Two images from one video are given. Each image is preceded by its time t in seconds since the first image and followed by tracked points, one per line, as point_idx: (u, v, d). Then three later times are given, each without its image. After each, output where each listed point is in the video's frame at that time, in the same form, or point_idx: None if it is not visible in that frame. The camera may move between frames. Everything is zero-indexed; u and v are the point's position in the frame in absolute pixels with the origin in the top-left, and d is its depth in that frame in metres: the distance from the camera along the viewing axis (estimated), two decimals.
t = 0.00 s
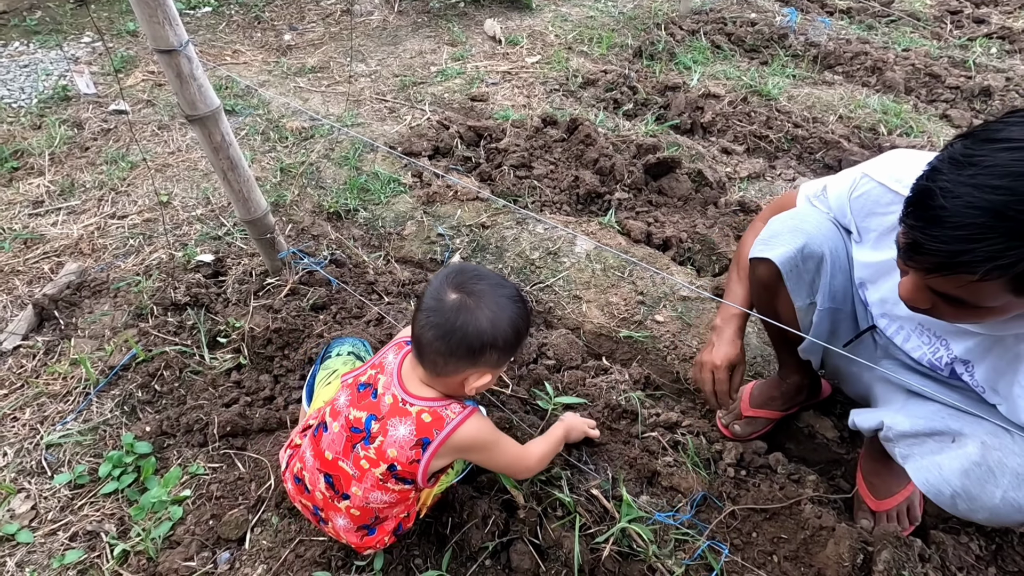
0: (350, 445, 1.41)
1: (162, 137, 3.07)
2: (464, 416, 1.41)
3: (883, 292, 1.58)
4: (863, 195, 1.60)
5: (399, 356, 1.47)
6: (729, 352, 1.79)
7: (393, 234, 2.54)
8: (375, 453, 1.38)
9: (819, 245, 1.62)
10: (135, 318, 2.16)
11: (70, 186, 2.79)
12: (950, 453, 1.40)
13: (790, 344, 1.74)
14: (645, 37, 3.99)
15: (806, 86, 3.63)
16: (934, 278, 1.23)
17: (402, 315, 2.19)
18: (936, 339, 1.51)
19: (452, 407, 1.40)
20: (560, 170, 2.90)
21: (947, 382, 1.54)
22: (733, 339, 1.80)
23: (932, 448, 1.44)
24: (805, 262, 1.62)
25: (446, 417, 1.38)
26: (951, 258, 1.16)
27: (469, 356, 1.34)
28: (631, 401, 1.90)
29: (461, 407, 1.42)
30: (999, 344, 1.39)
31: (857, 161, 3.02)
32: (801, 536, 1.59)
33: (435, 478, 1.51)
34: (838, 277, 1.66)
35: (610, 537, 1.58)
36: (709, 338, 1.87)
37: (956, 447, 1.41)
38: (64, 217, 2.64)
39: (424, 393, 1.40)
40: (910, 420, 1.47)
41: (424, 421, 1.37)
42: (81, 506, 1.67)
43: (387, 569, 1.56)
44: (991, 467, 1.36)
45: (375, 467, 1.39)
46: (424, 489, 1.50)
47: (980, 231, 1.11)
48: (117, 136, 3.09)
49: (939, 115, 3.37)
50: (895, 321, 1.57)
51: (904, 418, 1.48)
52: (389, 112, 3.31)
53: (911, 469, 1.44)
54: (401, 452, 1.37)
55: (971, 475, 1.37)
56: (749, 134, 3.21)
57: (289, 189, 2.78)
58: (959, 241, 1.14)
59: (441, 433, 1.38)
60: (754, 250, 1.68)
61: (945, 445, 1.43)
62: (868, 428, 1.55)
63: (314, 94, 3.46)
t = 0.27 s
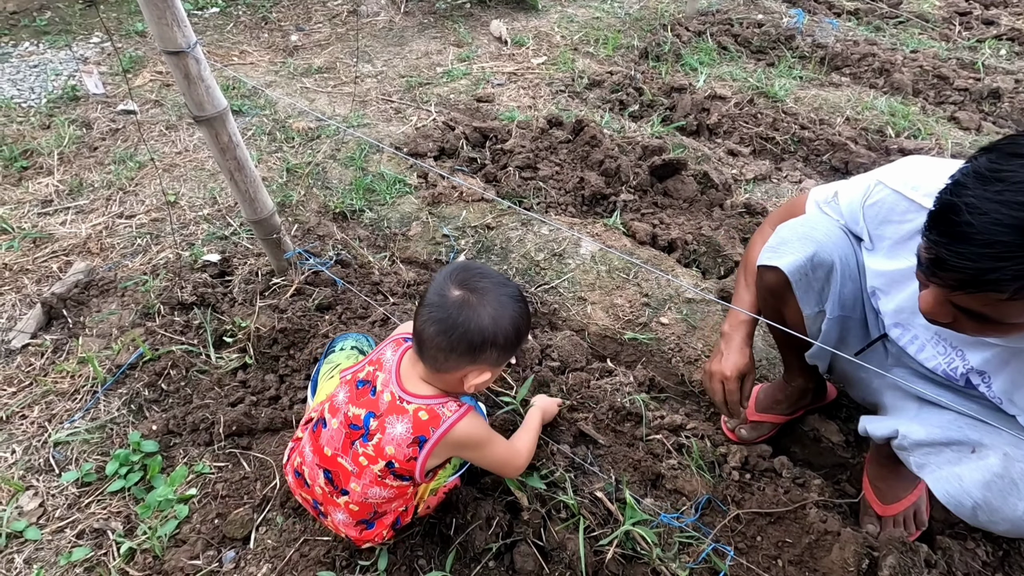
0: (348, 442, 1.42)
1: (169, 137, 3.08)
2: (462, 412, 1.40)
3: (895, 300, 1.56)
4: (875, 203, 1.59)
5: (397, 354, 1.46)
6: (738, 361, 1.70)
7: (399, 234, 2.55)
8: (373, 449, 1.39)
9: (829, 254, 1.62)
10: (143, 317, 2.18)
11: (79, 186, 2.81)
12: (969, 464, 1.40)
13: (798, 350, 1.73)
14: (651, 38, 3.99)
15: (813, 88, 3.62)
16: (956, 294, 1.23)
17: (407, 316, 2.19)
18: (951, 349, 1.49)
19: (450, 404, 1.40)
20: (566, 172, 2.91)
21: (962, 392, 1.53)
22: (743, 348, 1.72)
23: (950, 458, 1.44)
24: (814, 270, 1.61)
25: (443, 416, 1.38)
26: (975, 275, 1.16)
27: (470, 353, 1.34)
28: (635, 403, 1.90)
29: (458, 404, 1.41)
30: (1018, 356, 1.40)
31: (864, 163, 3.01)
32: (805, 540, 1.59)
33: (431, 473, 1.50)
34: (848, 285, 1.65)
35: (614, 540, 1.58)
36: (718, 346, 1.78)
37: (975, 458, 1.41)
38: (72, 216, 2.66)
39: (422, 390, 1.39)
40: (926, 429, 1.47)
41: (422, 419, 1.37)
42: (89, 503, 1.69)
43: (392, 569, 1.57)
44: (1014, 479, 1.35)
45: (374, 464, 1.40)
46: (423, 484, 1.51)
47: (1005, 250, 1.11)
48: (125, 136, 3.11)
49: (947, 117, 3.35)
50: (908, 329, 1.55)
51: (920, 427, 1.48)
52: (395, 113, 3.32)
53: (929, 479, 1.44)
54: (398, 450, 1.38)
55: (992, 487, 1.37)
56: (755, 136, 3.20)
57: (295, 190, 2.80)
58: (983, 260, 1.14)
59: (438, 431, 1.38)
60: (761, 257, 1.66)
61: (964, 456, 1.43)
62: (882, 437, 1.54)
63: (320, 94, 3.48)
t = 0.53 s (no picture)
0: (347, 448, 1.41)
1: (177, 136, 3.09)
2: (459, 419, 1.40)
3: (910, 310, 1.54)
4: (885, 212, 1.56)
5: (391, 358, 1.43)
6: (753, 377, 1.68)
7: (405, 234, 2.54)
8: (372, 454, 1.38)
9: (839, 267, 1.59)
10: (149, 315, 2.18)
11: (87, 184, 2.82)
12: (1000, 473, 1.38)
13: (807, 359, 1.72)
14: (659, 38, 3.97)
15: (822, 88, 3.60)
16: (1001, 308, 1.22)
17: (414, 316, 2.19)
18: (973, 356, 1.47)
19: (447, 411, 1.39)
20: (573, 172, 2.90)
21: (984, 399, 1.51)
22: (755, 362, 1.69)
23: (977, 468, 1.41)
24: (823, 284, 1.60)
25: (441, 422, 1.37)
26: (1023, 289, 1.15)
27: (469, 357, 1.33)
28: (642, 406, 1.89)
29: (456, 410, 1.40)
30: None
31: (873, 165, 2.99)
32: (815, 545, 1.58)
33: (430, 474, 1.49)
34: (858, 296, 1.64)
35: (621, 543, 1.57)
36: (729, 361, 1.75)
37: (1004, 466, 1.39)
38: (81, 214, 2.67)
39: (419, 396, 1.38)
40: (951, 437, 1.44)
41: (420, 424, 1.36)
42: (95, 501, 1.69)
43: (397, 571, 1.57)
44: None
45: (373, 468, 1.39)
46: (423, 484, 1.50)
47: None
48: (134, 134, 3.12)
49: (958, 119, 3.33)
50: (926, 338, 1.54)
51: (944, 435, 1.45)
52: (402, 113, 3.32)
53: (959, 489, 1.41)
54: (397, 455, 1.37)
55: None
56: (764, 137, 3.18)
57: (302, 189, 2.80)
58: None
59: (437, 437, 1.37)
60: (768, 272, 1.65)
61: (992, 464, 1.40)
62: (902, 446, 1.52)
63: (327, 94, 3.48)
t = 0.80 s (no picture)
0: (341, 451, 1.42)
1: (183, 135, 3.10)
2: (453, 423, 1.39)
3: (919, 315, 1.53)
4: (890, 217, 1.55)
5: (385, 363, 1.44)
6: (757, 385, 1.66)
7: (409, 234, 2.54)
8: (365, 458, 1.38)
9: (843, 274, 1.59)
10: (154, 313, 2.18)
11: (93, 182, 2.83)
12: (1016, 478, 1.37)
13: (812, 364, 1.72)
14: (665, 38, 3.95)
15: (829, 89, 3.58)
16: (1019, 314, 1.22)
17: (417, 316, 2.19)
18: (985, 361, 1.45)
19: (440, 416, 1.38)
20: (578, 172, 2.89)
21: (996, 404, 1.49)
22: (759, 369, 1.68)
23: (992, 474, 1.40)
24: (828, 291, 1.59)
25: (434, 427, 1.37)
26: None
27: (462, 366, 1.33)
28: (646, 407, 1.88)
29: (450, 415, 1.39)
30: None
31: (881, 167, 2.97)
32: (819, 550, 1.57)
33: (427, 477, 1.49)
34: (863, 302, 1.63)
35: (623, 546, 1.57)
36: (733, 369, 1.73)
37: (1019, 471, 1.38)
38: (87, 212, 2.68)
39: (411, 401, 1.38)
40: (964, 442, 1.43)
41: (413, 430, 1.36)
42: (98, 499, 1.69)
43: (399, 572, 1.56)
44: None
45: (367, 472, 1.39)
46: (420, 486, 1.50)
47: None
48: (140, 133, 3.13)
49: (967, 120, 3.30)
50: (935, 342, 1.52)
51: (957, 440, 1.44)
52: (406, 112, 3.32)
53: (976, 496, 1.40)
54: (390, 459, 1.37)
55: None
56: (770, 138, 3.17)
57: (306, 188, 2.80)
58: None
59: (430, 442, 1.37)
60: (772, 279, 1.64)
61: (1007, 469, 1.39)
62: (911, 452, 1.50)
63: (332, 92, 3.48)
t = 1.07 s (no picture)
0: (348, 448, 1.43)
1: (189, 132, 3.12)
2: (459, 410, 1.40)
3: (920, 317, 1.52)
4: (891, 217, 1.55)
5: (390, 358, 1.45)
6: (758, 384, 1.66)
7: (413, 233, 2.55)
8: (373, 454, 1.39)
9: (846, 272, 1.59)
10: (159, 310, 2.20)
11: (100, 179, 2.85)
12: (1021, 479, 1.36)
13: (814, 364, 1.71)
14: (671, 38, 3.95)
15: (835, 90, 3.57)
16: None
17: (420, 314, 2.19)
18: (986, 362, 1.44)
19: (446, 404, 1.39)
20: (582, 172, 2.89)
21: (998, 405, 1.48)
22: (761, 369, 1.67)
23: (997, 475, 1.39)
24: (831, 290, 1.59)
25: (441, 417, 1.38)
26: None
27: (470, 359, 1.34)
28: (648, 408, 1.89)
29: (455, 402, 1.41)
30: None
31: (886, 168, 2.96)
32: (820, 552, 1.57)
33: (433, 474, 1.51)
34: (866, 302, 1.62)
35: (624, 546, 1.57)
36: (735, 368, 1.73)
37: None
38: (93, 208, 2.70)
39: (416, 394, 1.39)
40: (968, 442, 1.42)
41: (421, 422, 1.37)
42: (103, 494, 1.71)
43: (400, 569, 1.57)
44: None
45: (374, 468, 1.40)
46: (425, 486, 1.51)
47: None
48: (146, 130, 3.15)
49: (974, 122, 3.29)
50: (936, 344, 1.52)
51: (960, 440, 1.43)
52: (411, 111, 3.33)
53: (981, 496, 1.39)
54: (398, 454, 1.38)
55: None
56: (775, 139, 3.16)
57: (311, 186, 2.82)
58: None
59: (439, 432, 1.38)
60: (775, 277, 1.64)
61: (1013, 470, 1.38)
62: (915, 454, 1.49)
63: (338, 91, 3.50)
